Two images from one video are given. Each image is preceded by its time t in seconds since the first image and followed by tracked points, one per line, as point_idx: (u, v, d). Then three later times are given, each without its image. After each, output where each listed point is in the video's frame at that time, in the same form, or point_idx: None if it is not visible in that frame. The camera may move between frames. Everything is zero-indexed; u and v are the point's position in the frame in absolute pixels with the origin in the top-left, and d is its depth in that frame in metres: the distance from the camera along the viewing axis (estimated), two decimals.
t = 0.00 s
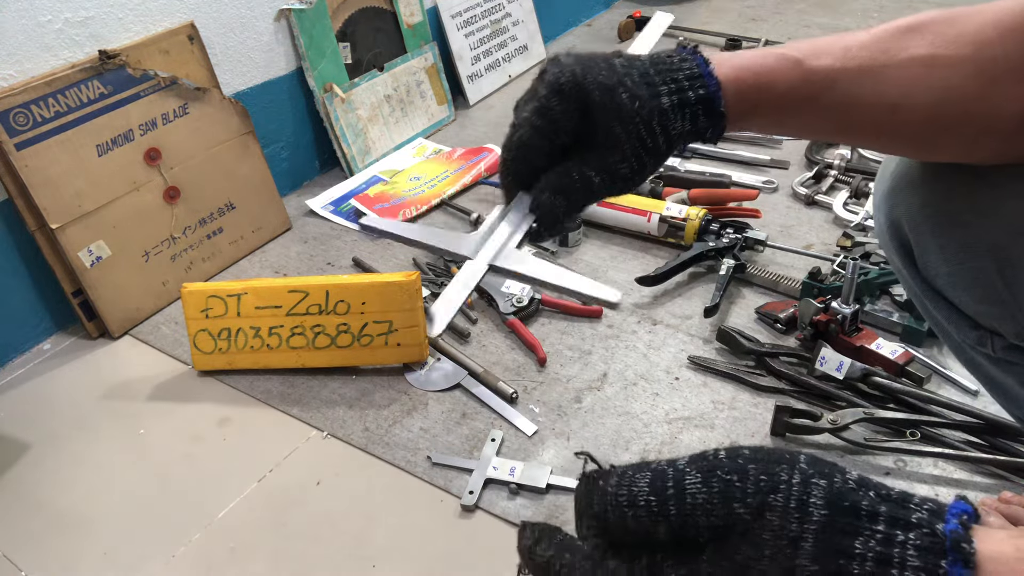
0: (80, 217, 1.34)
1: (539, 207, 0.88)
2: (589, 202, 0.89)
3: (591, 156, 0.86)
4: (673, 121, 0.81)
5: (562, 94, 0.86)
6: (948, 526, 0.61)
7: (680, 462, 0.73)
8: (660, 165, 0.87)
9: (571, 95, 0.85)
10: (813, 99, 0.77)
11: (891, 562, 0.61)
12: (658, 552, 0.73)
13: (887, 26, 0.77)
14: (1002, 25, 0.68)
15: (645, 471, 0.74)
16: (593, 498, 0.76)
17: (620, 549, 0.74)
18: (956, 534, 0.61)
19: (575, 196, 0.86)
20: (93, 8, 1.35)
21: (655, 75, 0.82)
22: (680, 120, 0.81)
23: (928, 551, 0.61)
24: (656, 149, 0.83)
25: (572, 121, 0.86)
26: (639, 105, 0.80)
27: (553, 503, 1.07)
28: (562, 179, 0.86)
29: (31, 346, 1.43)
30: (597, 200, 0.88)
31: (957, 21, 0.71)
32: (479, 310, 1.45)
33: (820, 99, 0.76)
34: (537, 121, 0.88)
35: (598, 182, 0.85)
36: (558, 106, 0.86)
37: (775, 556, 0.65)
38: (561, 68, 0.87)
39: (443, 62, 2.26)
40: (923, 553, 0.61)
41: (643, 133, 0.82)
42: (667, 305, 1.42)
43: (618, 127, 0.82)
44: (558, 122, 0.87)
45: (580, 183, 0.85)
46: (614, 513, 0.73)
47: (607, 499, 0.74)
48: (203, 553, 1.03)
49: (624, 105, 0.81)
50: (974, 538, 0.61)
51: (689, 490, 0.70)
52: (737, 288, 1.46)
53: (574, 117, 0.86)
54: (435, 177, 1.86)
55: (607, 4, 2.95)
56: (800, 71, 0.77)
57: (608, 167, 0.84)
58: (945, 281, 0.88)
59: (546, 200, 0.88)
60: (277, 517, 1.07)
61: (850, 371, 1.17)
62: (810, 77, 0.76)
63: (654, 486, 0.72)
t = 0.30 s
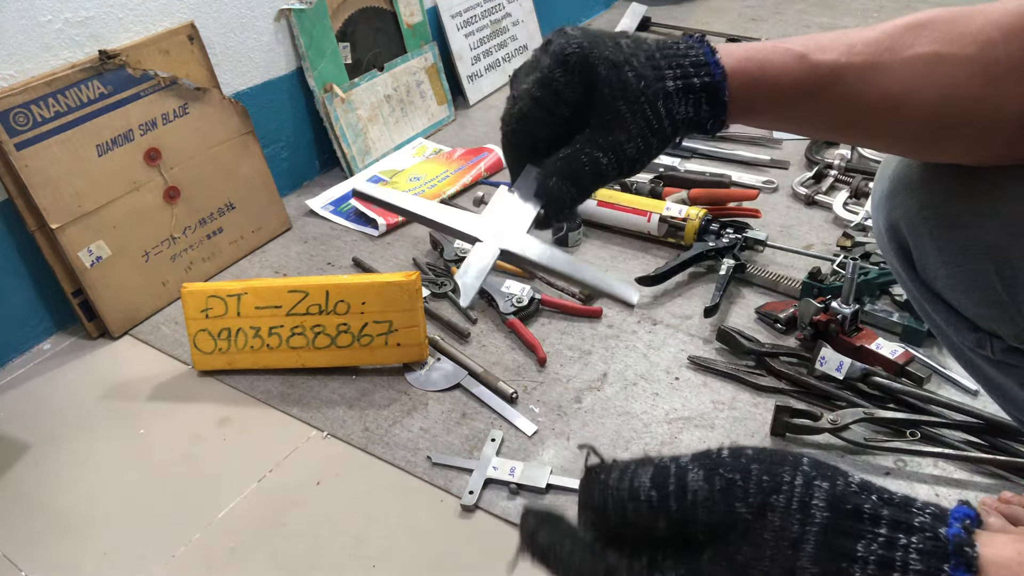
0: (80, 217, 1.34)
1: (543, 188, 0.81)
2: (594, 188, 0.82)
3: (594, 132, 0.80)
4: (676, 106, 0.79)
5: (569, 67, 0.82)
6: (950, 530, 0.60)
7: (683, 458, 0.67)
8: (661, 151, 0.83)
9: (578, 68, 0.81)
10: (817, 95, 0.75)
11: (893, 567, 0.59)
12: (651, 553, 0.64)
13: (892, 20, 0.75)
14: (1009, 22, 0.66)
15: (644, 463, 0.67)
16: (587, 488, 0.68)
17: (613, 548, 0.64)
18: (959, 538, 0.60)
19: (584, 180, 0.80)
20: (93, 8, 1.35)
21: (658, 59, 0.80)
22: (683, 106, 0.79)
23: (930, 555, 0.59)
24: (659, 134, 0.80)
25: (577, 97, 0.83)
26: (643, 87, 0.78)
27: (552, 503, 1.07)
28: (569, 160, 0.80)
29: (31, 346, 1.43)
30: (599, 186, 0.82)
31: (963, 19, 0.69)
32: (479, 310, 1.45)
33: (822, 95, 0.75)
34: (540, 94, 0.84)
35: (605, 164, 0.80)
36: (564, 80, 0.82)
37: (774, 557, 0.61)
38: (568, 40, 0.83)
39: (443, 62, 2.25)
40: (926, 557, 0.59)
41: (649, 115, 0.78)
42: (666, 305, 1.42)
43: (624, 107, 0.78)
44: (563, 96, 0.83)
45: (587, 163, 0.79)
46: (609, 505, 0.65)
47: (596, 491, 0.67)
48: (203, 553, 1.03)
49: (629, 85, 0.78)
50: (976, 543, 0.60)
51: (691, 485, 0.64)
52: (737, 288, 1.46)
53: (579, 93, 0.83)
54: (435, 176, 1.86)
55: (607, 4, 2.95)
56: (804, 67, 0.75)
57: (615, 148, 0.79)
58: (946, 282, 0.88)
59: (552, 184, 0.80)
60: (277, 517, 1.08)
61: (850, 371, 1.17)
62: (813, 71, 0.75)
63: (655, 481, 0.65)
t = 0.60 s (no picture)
0: (80, 217, 1.34)
1: (579, 258, 0.73)
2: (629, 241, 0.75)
3: (625, 188, 0.73)
4: (702, 136, 0.74)
5: (585, 122, 0.71)
6: (948, 495, 0.51)
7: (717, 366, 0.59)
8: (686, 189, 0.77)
9: (598, 124, 0.71)
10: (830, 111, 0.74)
11: (884, 525, 0.50)
12: (662, 454, 0.59)
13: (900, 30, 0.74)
14: (1014, 27, 0.66)
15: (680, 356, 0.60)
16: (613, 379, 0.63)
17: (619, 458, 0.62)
18: (957, 503, 0.50)
19: (619, 237, 0.73)
20: (93, 8, 1.35)
21: (670, 95, 0.75)
22: (709, 134, 0.75)
23: (924, 517, 0.50)
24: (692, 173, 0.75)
25: (603, 155, 0.72)
26: (671, 128, 0.72)
27: (552, 502, 1.07)
28: (600, 220, 0.73)
29: (31, 346, 1.43)
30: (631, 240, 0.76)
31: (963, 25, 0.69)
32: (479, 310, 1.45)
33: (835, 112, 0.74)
34: (564, 155, 0.70)
35: (640, 217, 0.73)
36: (586, 138, 0.71)
37: (776, 490, 0.52)
38: (578, 94, 0.73)
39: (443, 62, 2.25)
40: (920, 518, 0.50)
41: (681, 157, 0.73)
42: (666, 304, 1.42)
43: (654, 154, 0.72)
44: (589, 156, 0.71)
45: (622, 220, 0.73)
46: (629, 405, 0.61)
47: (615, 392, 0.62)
48: (203, 553, 1.03)
49: (656, 128, 0.72)
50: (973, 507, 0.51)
51: (710, 392, 0.56)
52: (737, 288, 1.46)
53: (605, 151, 0.72)
54: (435, 177, 1.86)
55: (607, 4, 2.95)
56: (816, 76, 0.74)
57: (649, 198, 0.73)
58: (948, 281, 0.88)
59: (594, 257, 0.72)
60: (276, 517, 1.07)
61: (850, 371, 1.18)
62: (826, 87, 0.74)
63: (684, 372, 0.58)
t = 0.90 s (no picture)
0: (80, 217, 1.34)
1: (625, 283, 0.71)
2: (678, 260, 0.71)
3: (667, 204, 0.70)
4: (746, 134, 0.69)
5: (614, 139, 0.68)
6: (946, 518, 0.53)
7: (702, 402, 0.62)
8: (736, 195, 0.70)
9: (631, 138, 0.68)
10: (857, 113, 0.69)
11: (888, 551, 0.52)
12: (666, 498, 0.60)
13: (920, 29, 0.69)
14: None
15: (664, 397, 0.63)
16: (609, 420, 0.66)
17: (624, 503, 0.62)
18: (954, 529, 0.52)
19: (667, 256, 0.69)
20: (93, 8, 1.35)
21: (709, 100, 0.68)
22: (751, 131, 0.69)
23: (924, 544, 0.52)
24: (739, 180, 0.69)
25: (639, 170, 0.69)
26: (710, 134, 0.67)
27: (553, 502, 1.07)
28: (645, 240, 0.70)
29: (31, 346, 1.43)
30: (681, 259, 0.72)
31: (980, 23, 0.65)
32: (479, 310, 1.44)
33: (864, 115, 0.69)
34: (593, 178, 0.68)
35: (688, 232, 0.69)
36: (617, 157, 0.68)
37: (773, 528, 0.54)
38: (602, 113, 0.70)
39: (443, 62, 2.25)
40: (919, 546, 0.52)
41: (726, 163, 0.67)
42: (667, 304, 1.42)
43: (694, 164, 0.67)
44: (623, 175, 0.69)
45: (667, 237, 0.69)
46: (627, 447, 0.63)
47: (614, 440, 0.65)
48: (203, 553, 1.03)
49: (696, 134, 0.66)
50: (972, 530, 0.52)
51: (699, 432, 0.59)
52: (737, 288, 1.46)
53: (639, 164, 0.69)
54: (435, 177, 1.86)
55: (607, 4, 2.95)
56: (842, 74, 0.68)
57: (694, 211, 0.68)
58: (946, 285, 0.87)
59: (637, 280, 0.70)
60: (277, 517, 1.07)
61: (850, 371, 1.18)
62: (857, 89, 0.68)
63: (671, 412, 0.61)
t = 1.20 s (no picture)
0: (80, 217, 1.34)
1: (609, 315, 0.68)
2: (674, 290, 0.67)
3: (654, 235, 0.66)
4: (743, 152, 0.65)
5: (596, 178, 0.67)
6: (949, 506, 0.55)
7: (717, 390, 0.65)
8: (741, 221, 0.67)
9: (611, 177, 0.66)
10: (862, 129, 0.64)
11: (891, 537, 0.55)
12: (680, 480, 0.65)
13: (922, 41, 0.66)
14: None
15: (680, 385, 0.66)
16: (631, 408, 0.69)
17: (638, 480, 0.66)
18: (956, 515, 0.54)
19: (655, 287, 0.66)
20: (93, 8, 1.35)
21: (702, 126, 0.67)
22: (750, 148, 0.66)
23: (925, 529, 0.55)
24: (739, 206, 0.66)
25: (626, 210, 0.66)
26: (703, 160, 0.65)
27: (553, 502, 1.07)
28: (633, 268, 0.66)
29: (31, 346, 1.43)
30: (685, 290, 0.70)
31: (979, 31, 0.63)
32: (479, 310, 1.44)
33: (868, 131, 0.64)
34: (575, 219, 0.68)
35: (675, 264, 0.65)
36: (600, 199, 0.67)
37: (781, 511, 0.58)
38: (587, 157, 0.70)
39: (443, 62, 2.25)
40: (921, 531, 0.55)
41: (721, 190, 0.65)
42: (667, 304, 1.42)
43: (683, 189, 0.64)
44: (608, 216, 0.67)
45: (657, 272, 0.65)
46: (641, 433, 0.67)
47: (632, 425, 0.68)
48: (203, 553, 1.03)
49: (683, 163, 0.65)
50: (973, 517, 0.55)
51: (713, 417, 0.62)
52: (737, 288, 1.46)
53: (624, 205, 0.66)
54: (435, 177, 1.86)
55: (607, 4, 2.95)
56: (842, 89, 0.64)
57: (684, 242, 0.65)
58: (942, 294, 0.88)
59: (631, 326, 0.68)
60: (277, 517, 1.07)
61: (850, 371, 1.18)
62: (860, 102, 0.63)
63: (686, 398, 0.64)
